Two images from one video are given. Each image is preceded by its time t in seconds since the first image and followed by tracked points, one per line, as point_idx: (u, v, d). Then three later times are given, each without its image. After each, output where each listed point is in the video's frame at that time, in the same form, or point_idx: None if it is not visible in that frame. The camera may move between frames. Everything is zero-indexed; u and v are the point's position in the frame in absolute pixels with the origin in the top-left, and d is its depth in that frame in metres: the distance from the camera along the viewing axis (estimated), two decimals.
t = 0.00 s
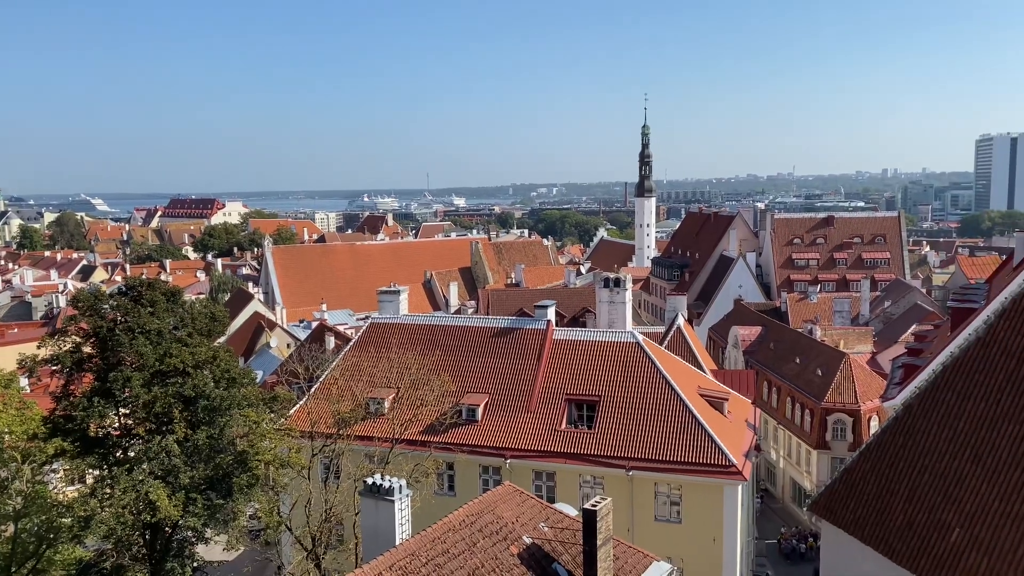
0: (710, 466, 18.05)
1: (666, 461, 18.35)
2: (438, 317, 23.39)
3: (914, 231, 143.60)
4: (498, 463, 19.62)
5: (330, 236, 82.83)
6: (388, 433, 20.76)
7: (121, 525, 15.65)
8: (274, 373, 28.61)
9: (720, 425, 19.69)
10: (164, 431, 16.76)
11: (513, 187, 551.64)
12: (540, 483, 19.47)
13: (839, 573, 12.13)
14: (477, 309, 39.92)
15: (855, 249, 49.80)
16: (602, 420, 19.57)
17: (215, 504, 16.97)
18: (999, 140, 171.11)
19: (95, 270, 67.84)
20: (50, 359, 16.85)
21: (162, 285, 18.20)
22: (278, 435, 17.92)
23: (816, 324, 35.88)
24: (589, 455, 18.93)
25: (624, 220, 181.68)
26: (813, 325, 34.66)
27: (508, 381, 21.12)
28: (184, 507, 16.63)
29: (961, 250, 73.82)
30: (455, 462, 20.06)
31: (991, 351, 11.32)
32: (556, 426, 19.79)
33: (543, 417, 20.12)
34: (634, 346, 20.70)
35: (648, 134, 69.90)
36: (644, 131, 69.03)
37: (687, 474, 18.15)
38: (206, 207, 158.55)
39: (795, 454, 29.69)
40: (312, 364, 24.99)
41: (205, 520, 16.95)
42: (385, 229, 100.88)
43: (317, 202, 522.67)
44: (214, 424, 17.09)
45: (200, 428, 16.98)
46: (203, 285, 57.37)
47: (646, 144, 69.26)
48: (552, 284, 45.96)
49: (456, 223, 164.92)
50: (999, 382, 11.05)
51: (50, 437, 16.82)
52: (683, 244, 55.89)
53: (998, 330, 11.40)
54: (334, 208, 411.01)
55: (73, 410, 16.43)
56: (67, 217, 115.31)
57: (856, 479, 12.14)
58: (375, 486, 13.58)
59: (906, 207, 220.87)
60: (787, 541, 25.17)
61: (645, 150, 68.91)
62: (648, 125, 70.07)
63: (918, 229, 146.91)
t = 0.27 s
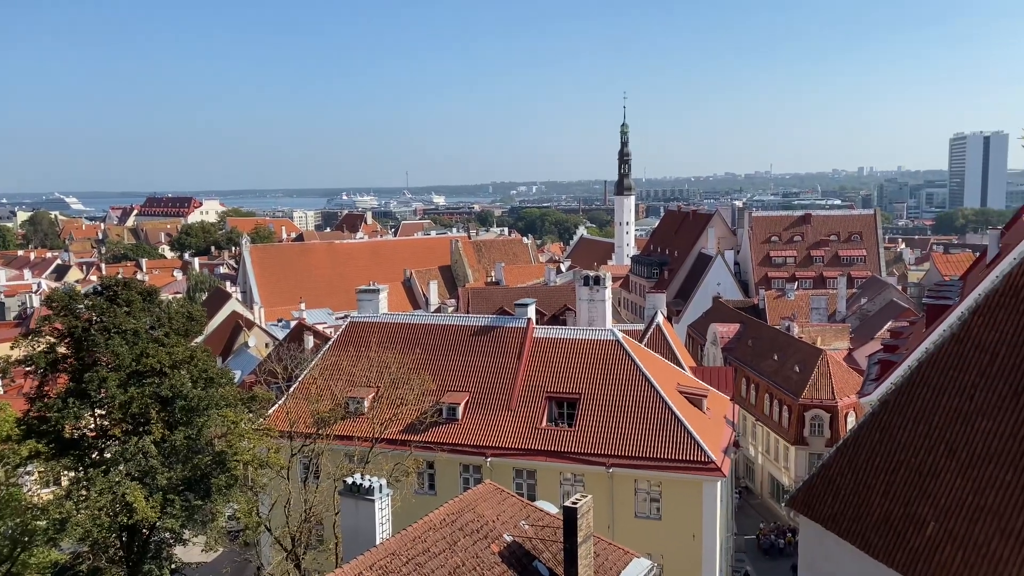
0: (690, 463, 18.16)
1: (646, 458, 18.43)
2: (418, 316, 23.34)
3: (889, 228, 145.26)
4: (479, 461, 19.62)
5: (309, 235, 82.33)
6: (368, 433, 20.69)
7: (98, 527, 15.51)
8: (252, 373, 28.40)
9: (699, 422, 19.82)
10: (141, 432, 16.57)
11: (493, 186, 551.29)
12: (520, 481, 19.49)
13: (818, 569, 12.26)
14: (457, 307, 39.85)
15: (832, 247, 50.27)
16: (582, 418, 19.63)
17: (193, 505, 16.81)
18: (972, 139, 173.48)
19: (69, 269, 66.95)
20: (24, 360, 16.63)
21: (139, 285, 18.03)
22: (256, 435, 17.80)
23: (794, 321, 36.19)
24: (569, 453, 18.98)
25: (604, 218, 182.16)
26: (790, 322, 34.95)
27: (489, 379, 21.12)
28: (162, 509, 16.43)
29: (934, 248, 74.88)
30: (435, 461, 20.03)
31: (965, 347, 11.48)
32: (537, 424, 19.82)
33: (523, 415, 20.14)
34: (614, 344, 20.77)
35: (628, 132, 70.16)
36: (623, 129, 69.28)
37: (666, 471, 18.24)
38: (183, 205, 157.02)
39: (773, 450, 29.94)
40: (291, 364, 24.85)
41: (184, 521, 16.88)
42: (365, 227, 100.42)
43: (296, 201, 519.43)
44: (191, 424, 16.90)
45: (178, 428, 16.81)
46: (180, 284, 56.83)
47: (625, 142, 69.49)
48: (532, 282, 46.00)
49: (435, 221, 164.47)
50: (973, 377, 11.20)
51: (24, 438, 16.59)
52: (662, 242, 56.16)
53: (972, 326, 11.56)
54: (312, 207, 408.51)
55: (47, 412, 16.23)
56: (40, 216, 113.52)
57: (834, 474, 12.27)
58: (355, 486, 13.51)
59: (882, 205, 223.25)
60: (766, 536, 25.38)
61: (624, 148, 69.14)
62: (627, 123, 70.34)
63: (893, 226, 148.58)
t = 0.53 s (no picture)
0: (669, 460, 18.27)
1: (625, 455, 18.52)
2: (397, 315, 23.27)
3: (864, 226, 146.89)
4: (458, 460, 19.61)
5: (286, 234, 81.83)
6: (347, 433, 20.62)
7: (73, 530, 15.30)
8: (229, 373, 28.19)
9: (678, 419, 19.95)
10: (116, 433, 16.38)
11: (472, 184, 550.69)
12: (500, 480, 19.51)
13: (795, 564, 12.39)
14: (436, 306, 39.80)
15: (808, 245, 50.77)
16: (562, 416, 19.68)
17: (171, 507, 16.63)
18: (945, 138, 175.80)
19: (42, 270, 66.04)
20: None
21: (114, 285, 17.84)
22: (234, 436, 17.75)
23: (771, 318, 36.52)
24: (549, 451, 19.03)
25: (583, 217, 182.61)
26: (767, 319, 35.27)
27: (468, 378, 21.12)
28: (138, 511, 16.23)
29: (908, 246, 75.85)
30: (415, 460, 20.01)
31: (939, 343, 11.63)
32: (517, 422, 19.85)
33: (503, 413, 20.16)
34: (593, 342, 20.85)
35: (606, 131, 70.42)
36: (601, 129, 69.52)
37: (646, 468, 18.34)
38: (158, 204, 155.39)
39: (751, 446, 30.19)
40: (269, 364, 24.70)
41: (161, 523, 16.64)
42: (343, 227, 99.94)
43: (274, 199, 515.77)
44: (168, 425, 16.75)
45: (154, 430, 16.65)
46: (156, 284, 56.28)
47: (604, 141, 69.68)
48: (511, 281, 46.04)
49: (414, 220, 164.00)
50: (947, 373, 11.35)
51: None
52: (641, 241, 56.43)
53: (946, 323, 11.72)
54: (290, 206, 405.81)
55: (20, 414, 16.02)
56: (12, 216, 111.73)
57: (811, 470, 12.40)
58: (335, 486, 13.47)
59: (857, 203, 225.63)
60: (744, 532, 25.60)
61: (602, 147, 69.38)
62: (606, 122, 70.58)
63: (867, 224, 150.25)
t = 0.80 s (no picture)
0: (648, 457, 18.35)
1: (604, 453, 18.58)
2: (375, 315, 23.18)
3: (838, 224, 148.46)
4: (438, 460, 19.58)
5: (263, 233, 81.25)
6: (325, 433, 20.50)
7: (48, 534, 15.13)
8: (205, 374, 27.95)
9: (656, 417, 20.04)
10: (90, 436, 16.17)
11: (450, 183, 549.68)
12: (480, 479, 19.51)
13: (772, 560, 12.49)
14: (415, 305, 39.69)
15: (784, 243, 51.21)
16: (541, 414, 19.71)
17: (147, 509, 16.48)
18: (918, 136, 178.06)
19: (14, 270, 65.05)
20: None
21: (87, 285, 17.62)
22: (211, 438, 17.70)
23: (747, 316, 36.80)
24: (529, 450, 19.06)
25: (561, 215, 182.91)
26: (744, 317, 35.53)
27: (447, 377, 21.08)
28: (113, 514, 16.04)
29: (881, 243, 76.73)
30: (394, 460, 19.95)
31: (913, 340, 11.78)
32: (496, 421, 19.85)
33: (482, 413, 20.15)
34: (572, 341, 20.89)
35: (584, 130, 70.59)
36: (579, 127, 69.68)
37: (624, 466, 18.41)
38: (132, 204, 153.61)
39: (729, 443, 30.41)
40: (246, 365, 24.52)
41: (137, 526, 16.44)
42: (320, 226, 99.36)
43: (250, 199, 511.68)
44: (143, 427, 16.50)
45: (129, 432, 16.43)
46: (130, 284, 55.67)
47: (582, 140, 69.83)
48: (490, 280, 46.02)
49: (393, 219, 163.42)
50: (921, 369, 11.50)
51: None
52: (619, 239, 56.64)
53: (919, 320, 11.86)
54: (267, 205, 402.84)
55: None
56: None
57: (788, 466, 12.53)
58: (313, 487, 13.40)
59: (832, 201, 227.94)
60: (722, 529, 25.80)
61: (580, 146, 69.55)
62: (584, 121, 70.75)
63: (842, 223, 151.83)
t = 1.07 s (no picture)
0: (626, 455, 18.45)
1: (582, 451, 18.66)
2: (353, 315, 23.08)
3: (813, 223, 150.02)
4: (416, 460, 19.55)
5: (239, 233, 80.60)
6: (302, 434, 20.40)
7: (20, 540, 14.71)
8: (181, 375, 27.69)
9: (634, 415, 20.15)
10: (63, 439, 16.00)
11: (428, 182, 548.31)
12: (458, 479, 19.50)
13: (749, 556, 12.61)
14: (393, 305, 39.57)
15: (760, 241, 51.63)
16: (520, 413, 19.74)
17: (121, 513, 16.26)
18: (891, 136, 180.26)
19: None
20: None
21: (59, 287, 17.48)
22: (186, 440, 17.59)
23: (724, 314, 37.09)
24: (507, 449, 19.08)
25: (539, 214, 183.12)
26: (721, 315, 35.78)
27: (425, 377, 21.06)
28: (87, 518, 15.80)
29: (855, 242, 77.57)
30: (372, 460, 19.90)
31: (886, 336, 11.94)
32: (475, 421, 19.85)
33: (461, 412, 20.15)
34: (550, 340, 20.94)
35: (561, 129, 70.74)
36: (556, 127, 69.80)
37: (603, 464, 18.49)
38: (105, 204, 151.71)
39: (706, 440, 30.64)
40: (222, 366, 24.33)
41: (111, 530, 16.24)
42: (297, 225, 98.73)
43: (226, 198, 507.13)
44: (117, 430, 16.35)
45: (103, 434, 16.28)
46: (103, 285, 55.03)
47: (559, 139, 69.94)
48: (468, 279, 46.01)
49: (370, 219, 162.79)
50: (894, 366, 11.66)
51: None
52: (596, 238, 56.82)
53: (892, 317, 12.01)
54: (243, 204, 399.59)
55: None
56: None
57: (764, 462, 12.65)
58: (290, 488, 13.34)
59: (807, 200, 230.21)
60: (700, 525, 25.98)
61: (558, 145, 69.69)
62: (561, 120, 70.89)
63: (817, 221, 153.34)
